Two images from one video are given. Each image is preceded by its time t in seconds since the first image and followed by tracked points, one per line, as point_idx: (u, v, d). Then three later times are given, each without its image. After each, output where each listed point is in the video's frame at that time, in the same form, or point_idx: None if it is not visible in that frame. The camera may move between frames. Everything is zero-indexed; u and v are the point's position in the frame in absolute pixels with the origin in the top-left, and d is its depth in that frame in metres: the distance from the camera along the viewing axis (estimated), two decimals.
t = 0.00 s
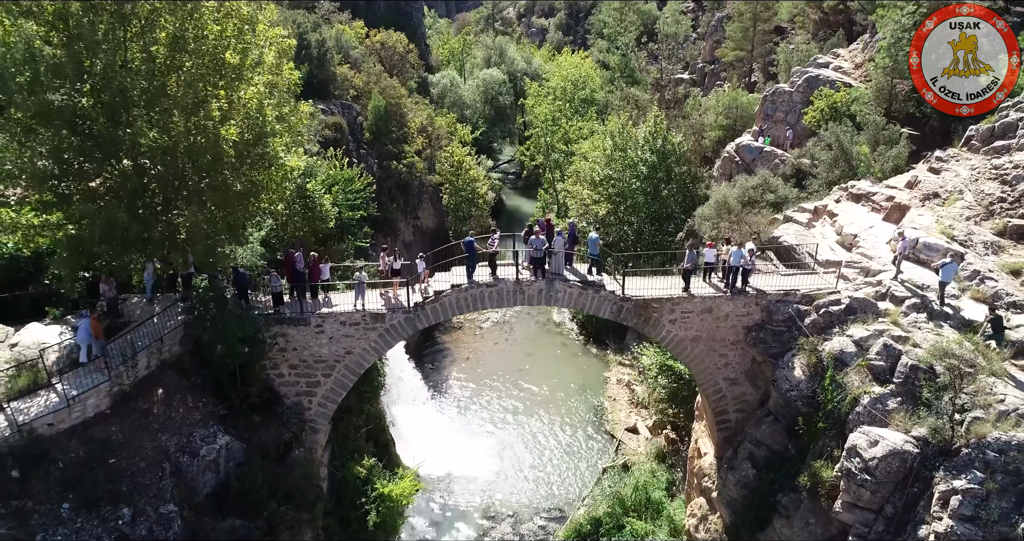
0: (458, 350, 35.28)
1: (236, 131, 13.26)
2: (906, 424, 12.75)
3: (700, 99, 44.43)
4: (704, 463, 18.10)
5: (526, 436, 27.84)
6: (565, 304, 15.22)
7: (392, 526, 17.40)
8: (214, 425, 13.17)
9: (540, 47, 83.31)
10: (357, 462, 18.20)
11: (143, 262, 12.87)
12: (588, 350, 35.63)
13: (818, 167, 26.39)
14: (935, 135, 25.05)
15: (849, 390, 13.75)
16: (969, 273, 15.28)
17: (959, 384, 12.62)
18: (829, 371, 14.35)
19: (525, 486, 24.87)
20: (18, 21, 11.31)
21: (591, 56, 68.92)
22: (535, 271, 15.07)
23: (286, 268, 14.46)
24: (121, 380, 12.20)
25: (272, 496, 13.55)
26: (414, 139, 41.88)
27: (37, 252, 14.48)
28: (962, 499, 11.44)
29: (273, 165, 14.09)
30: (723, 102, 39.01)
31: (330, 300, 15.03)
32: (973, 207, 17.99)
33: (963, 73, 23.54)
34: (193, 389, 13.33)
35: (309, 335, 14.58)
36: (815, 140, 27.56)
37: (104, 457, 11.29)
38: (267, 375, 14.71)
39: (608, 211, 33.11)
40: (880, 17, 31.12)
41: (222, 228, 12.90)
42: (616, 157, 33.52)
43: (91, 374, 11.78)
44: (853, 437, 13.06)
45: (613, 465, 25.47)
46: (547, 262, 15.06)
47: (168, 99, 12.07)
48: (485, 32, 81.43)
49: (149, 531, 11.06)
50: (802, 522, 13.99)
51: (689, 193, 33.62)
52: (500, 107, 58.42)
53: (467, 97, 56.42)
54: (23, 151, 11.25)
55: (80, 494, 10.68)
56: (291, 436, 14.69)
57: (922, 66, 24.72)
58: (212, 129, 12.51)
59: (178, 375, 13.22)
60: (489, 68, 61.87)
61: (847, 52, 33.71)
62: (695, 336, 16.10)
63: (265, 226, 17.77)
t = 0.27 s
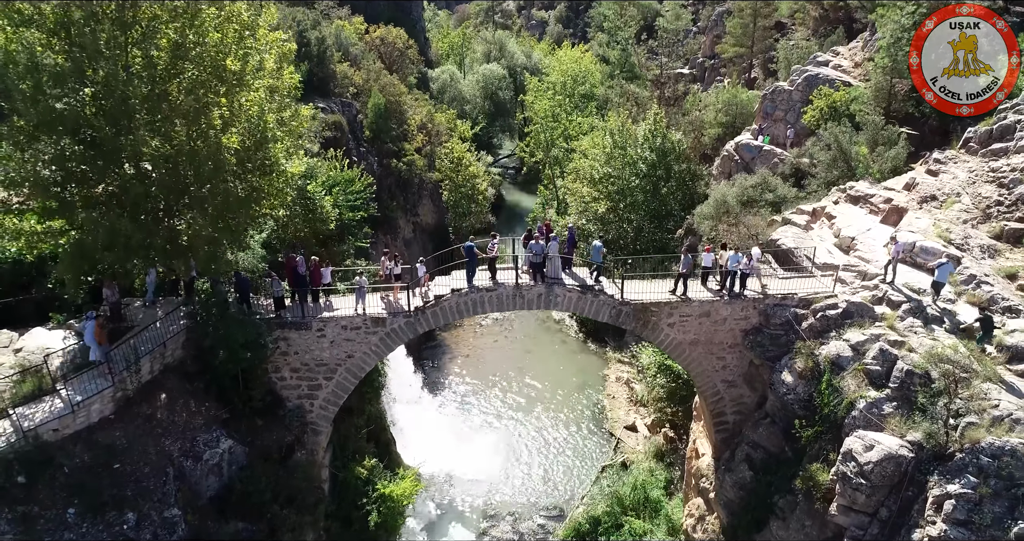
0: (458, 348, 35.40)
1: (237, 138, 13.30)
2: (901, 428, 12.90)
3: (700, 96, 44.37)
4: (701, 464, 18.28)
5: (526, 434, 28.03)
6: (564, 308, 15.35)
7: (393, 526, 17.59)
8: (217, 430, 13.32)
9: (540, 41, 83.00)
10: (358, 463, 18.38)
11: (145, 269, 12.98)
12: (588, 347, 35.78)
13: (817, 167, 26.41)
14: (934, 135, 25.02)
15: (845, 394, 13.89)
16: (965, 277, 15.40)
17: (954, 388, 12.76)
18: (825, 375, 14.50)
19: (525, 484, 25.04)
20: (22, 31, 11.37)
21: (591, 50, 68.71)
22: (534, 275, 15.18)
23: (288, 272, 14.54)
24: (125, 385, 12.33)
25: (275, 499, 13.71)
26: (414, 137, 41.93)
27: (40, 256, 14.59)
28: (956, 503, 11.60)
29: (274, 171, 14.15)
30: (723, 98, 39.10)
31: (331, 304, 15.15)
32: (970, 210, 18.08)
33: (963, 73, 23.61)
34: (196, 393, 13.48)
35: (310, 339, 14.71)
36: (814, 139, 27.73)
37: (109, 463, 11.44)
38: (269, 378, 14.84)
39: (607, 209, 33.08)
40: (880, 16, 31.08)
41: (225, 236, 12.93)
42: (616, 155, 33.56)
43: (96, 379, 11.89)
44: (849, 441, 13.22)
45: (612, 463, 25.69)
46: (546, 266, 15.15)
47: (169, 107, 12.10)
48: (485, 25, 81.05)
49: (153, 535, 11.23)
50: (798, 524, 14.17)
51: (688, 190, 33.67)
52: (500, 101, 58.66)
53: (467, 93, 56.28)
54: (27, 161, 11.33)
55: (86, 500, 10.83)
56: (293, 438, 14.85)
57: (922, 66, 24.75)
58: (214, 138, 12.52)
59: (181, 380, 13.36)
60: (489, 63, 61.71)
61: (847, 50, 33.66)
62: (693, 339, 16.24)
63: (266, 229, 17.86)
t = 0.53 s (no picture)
0: (458, 343, 35.55)
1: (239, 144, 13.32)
2: (896, 431, 13.07)
3: (700, 91, 44.29)
4: (699, 463, 18.48)
5: (526, 431, 28.19)
6: (563, 311, 15.48)
7: (394, 524, 17.81)
8: (220, 433, 13.48)
9: (540, 33, 82.64)
10: (359, 462, 18.57)
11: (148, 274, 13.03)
12: (587, 343, 35.94)
13: (815, 166, 26.51)
14: (932, 133, 25.05)
15: (842, 396, 14.05)
16: (961, 279, 15.51)
17: (949, 391, 12.91)
18: (822, 377, 14.66)
19: (525, 481, 25.25)
20: (25, 39, 11.42)
21: (591, 43, 68.41)
22: (534, 278, 15.29)
23: (290, 276, 14.66)
24: (129, 389, 12.47)
25: (278, 500, 13.90)
26: (414, 133, 41.92)
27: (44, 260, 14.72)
28: (949, 506, 11.78)
29: (276, 176, 14.15)
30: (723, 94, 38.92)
31: (332, 306, 15.26)
32: (967, 212, 18.14)
33: (963, 73, 23.37)
34: (199, 396, 13.63)
35: (312, 341, 14.84)
36: (813, 138, 27.59)
37: (114, 466, 11.59)
38: (271, 380, 14.98)
39: (607, 205, 33.22)
40: (880, 13, 31.00)
41: (227, 243, 12.98)
42: (615, 152, 33.56)
43: (101, 383, 12.03)
44: (844, 443, 13.40)
45: (611, 460, 25.92)
46: (545, 269, 15.28)
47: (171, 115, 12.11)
48: (485, 17, 80.70)
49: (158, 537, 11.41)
50: (794, 524, 14.36)
51: (687, 187, 33.73)
52: (500, 95, 58.77)
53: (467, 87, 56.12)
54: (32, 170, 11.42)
55: (92, 503, 11.01)
56: (295, 439, 15.01)
57: (922, 66, 24.67)
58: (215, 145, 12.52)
59: (184, 382, 13.50)
60: (489, 57, 61.51)
61: (847, 47, 33.60)
62: (691, 341, 16.39)
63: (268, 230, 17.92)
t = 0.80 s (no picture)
0: (458, 335, 35.72)
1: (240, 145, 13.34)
2: (891, 429, 13.26)
3: (700, 81, 44.11)
4: (697, 457, 18.71)
5: (526, 423, 28.42)
6: (563, 309, 15.62)
7: (396, 517, 18.07)
8: (224, 430, 13.67)
9: (540, 21, 82.04)
10: (361, 457, 18.80)
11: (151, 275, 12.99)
12: (587, 334, 36.12)
13: (814, 160, 26.45)
14: (932, 127, 25.05)
15: (837, 394, 14.23)
16: (957, 277, 15.62)
17: (943, 390, 13.09)
18: (818, 375, 14.84)
19: (525, 473, 25.52)
20: (26, 41, 11.45)
21: (591, 31, 67.97)
22: (534, 276, 15.42)
23: (291, 274, 14.75)
24: (134, 387, 12.63)
25: (281, 496, 14.12)
26: (414, 125, 41.88)
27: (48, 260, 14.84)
28: (942, 503, 12.01)
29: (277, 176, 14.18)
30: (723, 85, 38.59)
31: (334, 304, 15.39)
32: (965, 209, 18.18)
33: (964, 73, 23.17)
34: (203, 394, 13.81)
35: (314, 339, 14.99)
36: (813, 131, 27.50)
37: (120, 464, 11.78)
38: (274, 377, 15.14)
39: (607, 197, 33.27)
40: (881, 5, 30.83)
41: (229, 244, 13.08)
42: (615, 144, 33.56)
43: (106, 382, 12.17)
44: (839, 441, 13.61)
45: (610, 452, 26.19)
46: (544, 268, 15.38)
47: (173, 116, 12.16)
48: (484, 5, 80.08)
49: (164, 534, 11.64)
50: (789, 519, 14.60)
51: (687, 179, 33.84)
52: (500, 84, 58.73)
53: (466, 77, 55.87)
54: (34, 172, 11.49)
55: (99, 501, 11.21)
56: (298, 435, 15.21)
57: (923, 67, 24.54)
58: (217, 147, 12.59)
59: (188, 381, 13.67)
60: (488, 46, 61.16)
61: (847, 38, 33.42)
62: (689, 339, 16.55)
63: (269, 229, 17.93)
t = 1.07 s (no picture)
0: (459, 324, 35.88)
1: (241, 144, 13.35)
2: (885, 423, 13.46)
3: (701, 69, 43.82)
4: (694, 449, 18.97)
5: (525, 412, 28.67)
6: (561, 305, 15.76)
7: (397, 507, 18.36)
8: (228, 425, 13.87)
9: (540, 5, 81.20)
10: (362, 448, 19.05)
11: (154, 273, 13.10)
12: (586, 323, 36.29)
13: (813, 150, 26.21)
14: (932, 118, 24.99)
15: (832, 389, 14.41)
16: (953, 273, 15.72)
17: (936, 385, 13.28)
18: (814, 369, 15.00)
19: (524, 462, 25.79)
20: (27, 40, 11.44)
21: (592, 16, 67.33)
22: (533, 272, 15.53)
23: (292, 270, 14.82)
24: (138, 383, 12.81)
25: (284, 489, 14.37)
26: (414, 113, 41.77)
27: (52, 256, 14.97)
28: (933, 497, 12.29)
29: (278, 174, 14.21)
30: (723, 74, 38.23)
31: (335, 299, 15.50)
32: (962, 203, 18.26)
33: (963, 73, 22.37)
34: (206, 389, 14.00)
35: (315, 334, 15.12)
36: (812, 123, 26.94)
37: (126, 459, 12.00)
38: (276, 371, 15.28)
39: (606, 185, 33.29)
40: None
41: (231, 243, 13.14)
42: (615, 133, 33.50)
43: (111, 379, 12.38)
44: (834, 435, 13.83)
45: (609, 441, 26.48)
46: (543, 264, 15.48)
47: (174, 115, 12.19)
48: None
49: (171, 527, 11.89)
50: (783, 511, 14.87)
51: (686, 168, 33.85)
52: (500, 70, 58.44)
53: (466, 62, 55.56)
54: (37, 172, 11.53)
55: (106, 495, 11.45)
56: (300, 428, 15.41)
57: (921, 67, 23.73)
58: (218, 146, 12.61)
59: (191, 376, 13.84)
60: (488, 31, 60.65)
61: (847, 27, 33.05)
62: (687, 333, 16.70)
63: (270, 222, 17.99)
